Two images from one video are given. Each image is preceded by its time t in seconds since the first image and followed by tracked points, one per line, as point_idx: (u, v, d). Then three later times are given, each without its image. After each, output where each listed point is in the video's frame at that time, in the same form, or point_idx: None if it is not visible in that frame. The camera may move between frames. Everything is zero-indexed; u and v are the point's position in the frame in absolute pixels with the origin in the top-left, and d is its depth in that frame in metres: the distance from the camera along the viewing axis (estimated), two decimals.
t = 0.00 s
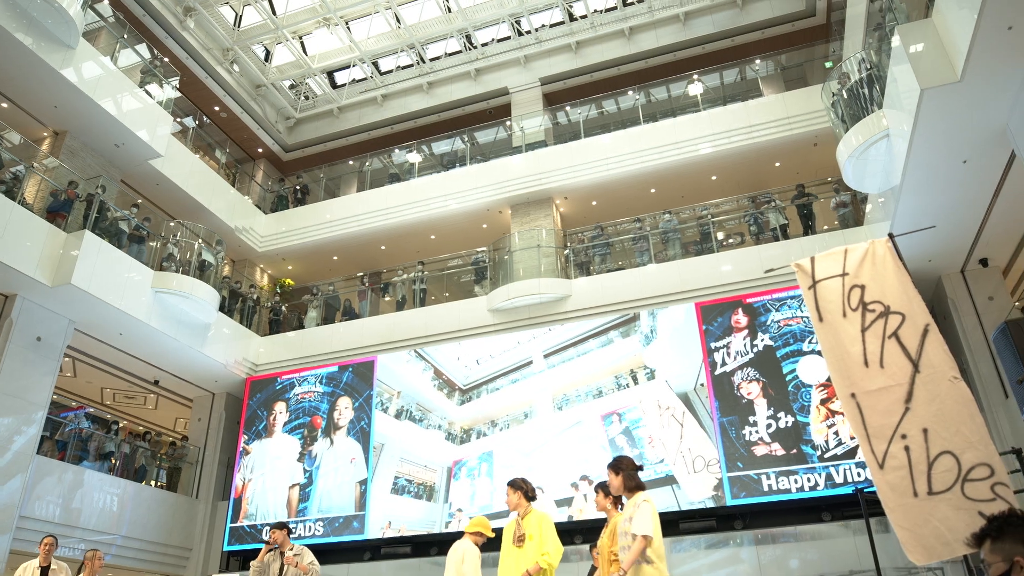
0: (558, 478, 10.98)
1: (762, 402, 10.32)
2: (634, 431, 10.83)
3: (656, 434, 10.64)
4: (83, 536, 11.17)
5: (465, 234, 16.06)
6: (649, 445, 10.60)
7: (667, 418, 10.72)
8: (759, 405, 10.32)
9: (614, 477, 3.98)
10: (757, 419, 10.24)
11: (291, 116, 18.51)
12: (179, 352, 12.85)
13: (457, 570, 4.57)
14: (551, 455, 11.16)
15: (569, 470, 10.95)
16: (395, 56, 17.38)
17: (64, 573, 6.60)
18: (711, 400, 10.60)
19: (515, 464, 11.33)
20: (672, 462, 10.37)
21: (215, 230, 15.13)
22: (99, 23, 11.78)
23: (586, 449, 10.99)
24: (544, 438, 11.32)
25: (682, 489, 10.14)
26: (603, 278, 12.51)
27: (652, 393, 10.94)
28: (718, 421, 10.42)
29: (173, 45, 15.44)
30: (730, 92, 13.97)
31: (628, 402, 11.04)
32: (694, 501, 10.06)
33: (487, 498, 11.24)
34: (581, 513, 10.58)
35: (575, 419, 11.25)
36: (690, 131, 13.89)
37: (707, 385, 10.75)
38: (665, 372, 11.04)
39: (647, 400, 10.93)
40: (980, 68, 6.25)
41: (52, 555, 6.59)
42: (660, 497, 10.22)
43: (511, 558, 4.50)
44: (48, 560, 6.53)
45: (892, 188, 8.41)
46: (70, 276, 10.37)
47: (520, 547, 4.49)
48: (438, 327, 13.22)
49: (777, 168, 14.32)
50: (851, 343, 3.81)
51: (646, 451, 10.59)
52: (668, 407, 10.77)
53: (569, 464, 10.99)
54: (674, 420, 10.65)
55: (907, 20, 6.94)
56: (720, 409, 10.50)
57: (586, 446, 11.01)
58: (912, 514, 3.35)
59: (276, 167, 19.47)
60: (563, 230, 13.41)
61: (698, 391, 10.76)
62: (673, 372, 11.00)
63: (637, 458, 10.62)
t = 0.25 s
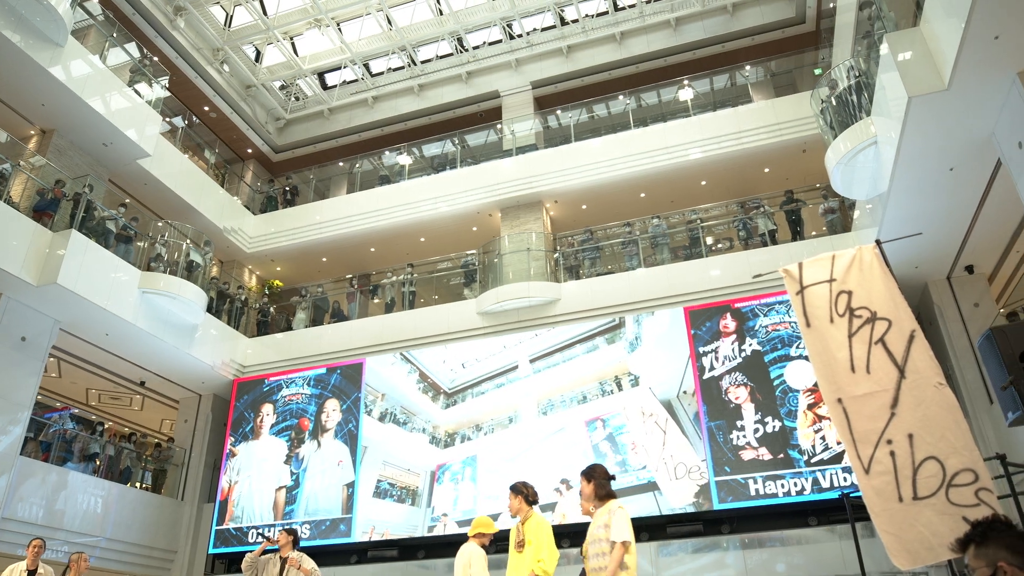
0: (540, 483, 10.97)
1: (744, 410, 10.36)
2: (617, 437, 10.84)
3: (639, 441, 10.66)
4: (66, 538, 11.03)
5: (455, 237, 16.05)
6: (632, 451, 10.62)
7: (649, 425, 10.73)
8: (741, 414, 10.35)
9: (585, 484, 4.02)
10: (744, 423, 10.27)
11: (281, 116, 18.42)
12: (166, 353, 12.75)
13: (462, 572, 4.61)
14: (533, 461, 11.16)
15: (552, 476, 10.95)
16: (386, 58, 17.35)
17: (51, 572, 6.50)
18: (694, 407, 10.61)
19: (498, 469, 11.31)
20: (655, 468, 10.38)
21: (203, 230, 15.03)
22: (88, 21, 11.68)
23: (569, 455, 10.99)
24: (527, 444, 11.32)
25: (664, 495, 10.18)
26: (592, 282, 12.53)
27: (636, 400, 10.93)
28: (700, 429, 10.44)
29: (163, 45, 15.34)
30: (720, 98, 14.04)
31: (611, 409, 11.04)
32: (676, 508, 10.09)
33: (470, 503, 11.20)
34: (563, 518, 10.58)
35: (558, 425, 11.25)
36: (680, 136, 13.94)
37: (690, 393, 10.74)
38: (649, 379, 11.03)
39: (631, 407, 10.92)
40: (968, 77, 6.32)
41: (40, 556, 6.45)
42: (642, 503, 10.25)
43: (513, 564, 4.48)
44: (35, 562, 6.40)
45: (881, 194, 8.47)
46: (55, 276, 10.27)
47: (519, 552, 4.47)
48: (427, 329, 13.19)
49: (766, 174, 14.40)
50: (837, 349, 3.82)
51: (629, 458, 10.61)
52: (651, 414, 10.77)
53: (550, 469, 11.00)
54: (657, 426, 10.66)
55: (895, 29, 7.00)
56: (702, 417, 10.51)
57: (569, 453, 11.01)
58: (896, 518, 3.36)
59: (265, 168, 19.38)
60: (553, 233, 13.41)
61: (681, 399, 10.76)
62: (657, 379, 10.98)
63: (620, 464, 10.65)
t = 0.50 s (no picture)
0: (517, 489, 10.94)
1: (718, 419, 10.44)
2: (596, 445, 10.84)
3: (618, 448, 10.66)
4: (43, 541, 10.86)
5: (441, 240, 16.02)
6: (611, 459, 10.63)
7: (628, 433, 10.73)
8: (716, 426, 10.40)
9: (546, 490, 4.08)
10: (728, 429, 10.32)
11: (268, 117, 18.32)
12: (148, 354, 12.59)
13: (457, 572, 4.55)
14: (508, 470, 11.15)
15: (530, 483, 10.92)
16: (374, 60, 17.31)
17: None
18: (671, 417, 10.66)
19: (474, 474, 11.28)
20: (633, 476, 10.41)
21: (187, 231, 14.89)
22: (74, 19, 11.54)
23: (548, 462, 10.97)
24: (505, 451, 11.30)
25: (642, 503, 10.20)
26: (578, 287, 12.55)
27: (616, 408, 10.95)
28: (678, 439, 10.48)
29: (149, 43, 15.18)
30: (706, 105, 14.14)
31: (591, 416, 11.07)
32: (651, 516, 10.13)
33: (449, 508, 11.13)
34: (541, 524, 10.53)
35: (538, 432, 11.23)
36: (667, 143, 14.01)
37: (668, 402, 10.79)
38: (629, 387, 11.06)
39: (610, 415, 10.95)
40: (950, 88, 6.41)
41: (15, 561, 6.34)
42: (620, 510, 10.29)
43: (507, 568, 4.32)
44: (11, 565, 6.28)
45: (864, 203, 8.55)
46: (36, 275, 10.11)
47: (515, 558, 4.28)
48: (412, 332, 13.15)
49: (751, 181, 14.51)
50: (820, 355, 3.84)
51: (608, 465, 10.62)
52: (631, 422, 10.79)
53: (528, 476, 11.00)
54: (636, 435, 10.67)
55: (880, 39, 7.08)
56: (679, 428, 10.54)
57: (549, 460, 10.99)
58: (877, 525, 3.39)
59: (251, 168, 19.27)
60: (539, 238, 13.44)
61: (660, 407, 10.80)
62: (636, 388, 11.01)
63: (599, 471, 10.66)
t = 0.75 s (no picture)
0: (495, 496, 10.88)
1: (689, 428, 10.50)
2: (577, 451, 10.82)
3: (598, 455, 10.65)
4: (22, 543, 10.69)
5: (428, 243, 15.99)
6: (591, 466, 10.61)
7: (608, 440, 10.73)
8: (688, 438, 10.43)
9: (525, 494, 4.03)
10: (712, 434, 10.36)
11: (254, 117, 18.21)
12: (131, 354, 12.46)
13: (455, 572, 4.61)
14: (485, 477, 11.07)
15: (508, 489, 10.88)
16: (363, 62, 17.27)
17: None
18: (651, 425, 10.67)
19: (453, 480, 11.23)
20: (612, 483, 10.39)
21: (172, 230, 14.76)
22: (59, 15, 11.40)
23: (526, 470, 10.96)
24: (484, 457, 11.24)
25: (620, 510, 10.18)
26: (565, 291, 12.56)
27: (597, 415, 10.92)
28: (657, 447, 10.50)
29: (135, 41, 15.05)
30: (694, 111, 14.21)
31: (572, 423, 11.02)
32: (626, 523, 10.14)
33: (428, 514, 11.07)
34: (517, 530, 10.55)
35: (517, 439, 11.20)
36: (654, 149, 14.07)
37: (649, 410, 10.79)
38: (610, 395, 11.02)
39: (591, 422, 10.91)
40: (934, 99, 6.49)
41: None
42: (598, 517, 10.26)
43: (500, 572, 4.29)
44: None
45: (848, 211, 8.65)
46: (18, 274, 9.98)
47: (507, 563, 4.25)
48: (397, 335, 13.11)
49: (738, 188, 14.60)
50: (805, 361, 3.87)
51: (587, 472, 10.61)
52: (611, 429, 10.77)
53: (506, 482, 10.94)
54: (615, 442, 10.66)
55: (866, 49, 7.14)
56: (658, 438, 10.56)
57: (528, 468, 10.98)
58: (859, 530, 3.40)
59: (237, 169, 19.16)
60: (526, 242, 13.45)
61: (640, 415, 10.80)
62: (617, 395, 10.98)
63: (579, 478, 10.63)
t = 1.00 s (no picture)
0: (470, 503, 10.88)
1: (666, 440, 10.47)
2: (557, 459, 10.83)
3: (577, 463, 10.67)
4: None
5: (416, 246, 15.95)
6: (570, 473, 10.63)
7: (588, 448, 10.73)
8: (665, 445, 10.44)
9: (516, 496, 4.00)
10: (697, 439, 10.38)
11: (242, 118, 18.10)
12: (113, 355, 12.33)
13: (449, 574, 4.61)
14: (464, 484, 11.05)
15: (484, 497, 10.88)
16: (352, 64, 17.22)
17: None
18: (629, 434, 10.68)
19: (431, 486, 11.18)
20: (590, 491, 10.41)
21: (157, 231, 14.62)
22: (45, 12, 11.27)
23: (503, 478, 10.93)
24: (464, 463, 11.23)
25: (597, 518, 10.21)
26: (551, 295, 12.58)
27: (577, 423, 10.95)
28: (635, 456, 10.51)
29: (122, 40, 14.91)
30: (682, 118, 14.29)
31: (552, 430, 11.06)
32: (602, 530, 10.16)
33: (406, 519, 11.00)
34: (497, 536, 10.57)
35: (496, 446, 11.20)
36: (642, 155, 14.13)
37: (627, 418, 10.81)
38: (590, 403, 11.06)
39: (570, 430, 10.95)
40: (919, 109, 6.56)
41: None
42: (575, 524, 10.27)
43: None
44: None
45: (834, 218, 8.71)
46: None
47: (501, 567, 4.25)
48: (382, 338, 13.05)
49: (724, 194, 14.69)
50: (790, 368, 3.82)
51: (567, 479, 10.63)
52: (590, 437, 10.78)
53: (484, 489, 10.94)
54: (594, 450, 10.67)
55: (852, 58, 7.21)
56: (636, 446, 10.57)
57: (506, 475, 10.95)
58: (842, 536, 3.42)
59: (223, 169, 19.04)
60: (514, 246, 13.46)
61: (618, 424, 10.81)
62: (597, 404, 11.03)
63: (557, 485, 10.65)
